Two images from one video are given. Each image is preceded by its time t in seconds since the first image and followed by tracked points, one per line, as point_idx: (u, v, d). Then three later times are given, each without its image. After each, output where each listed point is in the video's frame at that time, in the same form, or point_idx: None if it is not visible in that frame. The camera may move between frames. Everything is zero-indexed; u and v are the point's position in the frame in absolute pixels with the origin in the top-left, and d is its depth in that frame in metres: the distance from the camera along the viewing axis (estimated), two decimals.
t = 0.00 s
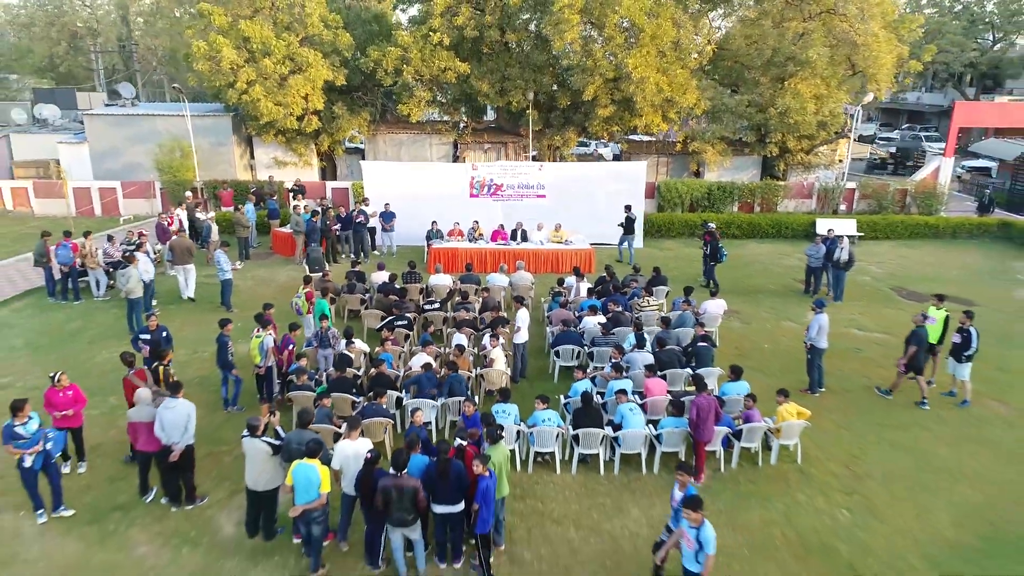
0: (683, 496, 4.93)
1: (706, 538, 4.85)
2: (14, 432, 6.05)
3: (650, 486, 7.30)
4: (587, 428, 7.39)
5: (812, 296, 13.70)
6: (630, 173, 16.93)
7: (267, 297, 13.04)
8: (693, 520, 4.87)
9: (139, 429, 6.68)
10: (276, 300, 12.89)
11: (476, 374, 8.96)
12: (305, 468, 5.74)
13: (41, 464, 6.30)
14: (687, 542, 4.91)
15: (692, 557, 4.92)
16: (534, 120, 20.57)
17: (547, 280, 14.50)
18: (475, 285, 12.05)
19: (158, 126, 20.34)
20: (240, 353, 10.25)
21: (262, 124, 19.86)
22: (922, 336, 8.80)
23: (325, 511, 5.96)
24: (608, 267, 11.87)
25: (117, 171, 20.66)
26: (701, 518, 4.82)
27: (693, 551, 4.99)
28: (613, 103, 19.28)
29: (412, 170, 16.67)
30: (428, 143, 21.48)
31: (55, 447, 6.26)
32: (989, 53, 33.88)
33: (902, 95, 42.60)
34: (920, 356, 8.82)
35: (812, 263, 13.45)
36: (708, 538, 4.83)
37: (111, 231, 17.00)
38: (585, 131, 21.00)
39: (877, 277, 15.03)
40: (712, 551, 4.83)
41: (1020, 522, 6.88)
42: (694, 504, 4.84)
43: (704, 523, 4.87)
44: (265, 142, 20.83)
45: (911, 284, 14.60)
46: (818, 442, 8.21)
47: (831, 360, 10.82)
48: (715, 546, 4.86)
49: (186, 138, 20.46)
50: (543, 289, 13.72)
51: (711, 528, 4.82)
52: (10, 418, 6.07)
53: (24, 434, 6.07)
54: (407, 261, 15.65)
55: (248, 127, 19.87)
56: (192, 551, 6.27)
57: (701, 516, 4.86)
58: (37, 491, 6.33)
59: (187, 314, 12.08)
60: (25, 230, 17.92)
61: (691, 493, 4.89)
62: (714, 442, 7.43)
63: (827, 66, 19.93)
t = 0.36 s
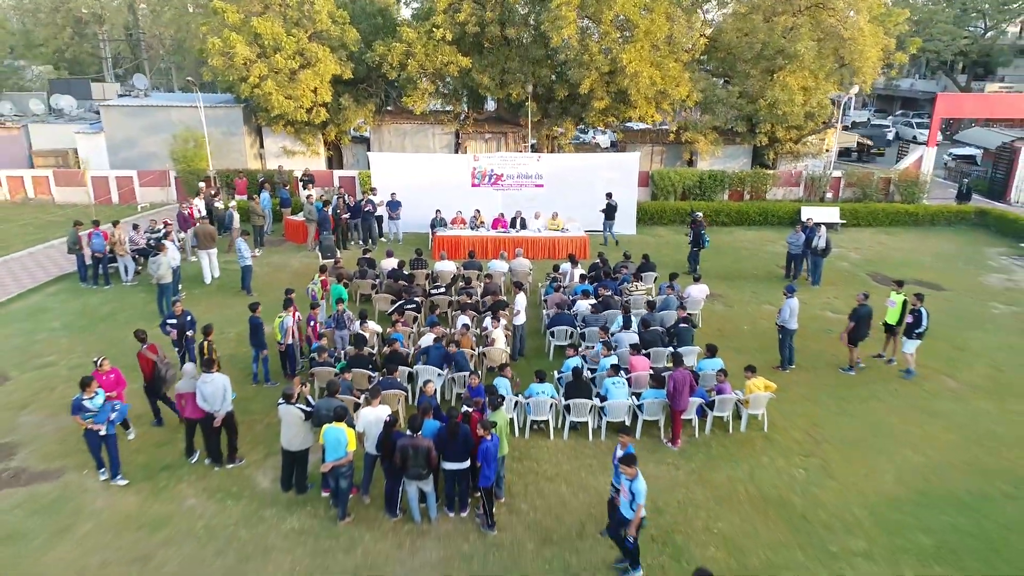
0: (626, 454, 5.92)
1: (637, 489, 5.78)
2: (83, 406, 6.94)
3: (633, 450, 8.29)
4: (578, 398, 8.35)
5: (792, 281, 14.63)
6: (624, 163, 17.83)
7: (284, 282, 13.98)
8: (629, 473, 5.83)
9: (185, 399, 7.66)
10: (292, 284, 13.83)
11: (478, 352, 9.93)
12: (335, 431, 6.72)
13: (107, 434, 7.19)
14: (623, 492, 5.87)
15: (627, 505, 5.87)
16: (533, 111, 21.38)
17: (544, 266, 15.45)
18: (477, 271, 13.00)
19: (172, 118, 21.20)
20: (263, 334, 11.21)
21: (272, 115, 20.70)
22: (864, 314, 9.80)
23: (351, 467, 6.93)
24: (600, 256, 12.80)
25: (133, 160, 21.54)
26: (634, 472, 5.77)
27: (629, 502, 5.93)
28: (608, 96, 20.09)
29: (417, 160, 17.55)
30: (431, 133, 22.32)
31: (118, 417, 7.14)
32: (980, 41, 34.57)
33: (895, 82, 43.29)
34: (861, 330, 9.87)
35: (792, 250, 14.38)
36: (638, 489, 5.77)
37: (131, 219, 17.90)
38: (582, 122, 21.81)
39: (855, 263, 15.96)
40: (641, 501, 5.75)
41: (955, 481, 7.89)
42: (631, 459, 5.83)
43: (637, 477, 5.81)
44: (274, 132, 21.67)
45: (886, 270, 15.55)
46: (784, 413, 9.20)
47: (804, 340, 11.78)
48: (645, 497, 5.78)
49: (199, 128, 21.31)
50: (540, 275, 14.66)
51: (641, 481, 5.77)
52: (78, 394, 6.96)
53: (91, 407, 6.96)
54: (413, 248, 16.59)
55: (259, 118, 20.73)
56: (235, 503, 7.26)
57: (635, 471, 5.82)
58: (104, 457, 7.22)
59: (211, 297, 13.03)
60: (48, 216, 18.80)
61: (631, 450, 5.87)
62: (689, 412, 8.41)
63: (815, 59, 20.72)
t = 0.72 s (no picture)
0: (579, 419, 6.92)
1: (583, 448, 6.79)
2: (142, 382, 7.93)
3: (620, 420, 9.29)
4: (572, 373, 9.34)
5: (776, 266, 15.58)
6: (620, 154, 18.70)
7: (299, 267, 14.93)
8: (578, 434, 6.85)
9: (223, 374, 8.64)
10: (307, 269, 14.78)
11: (482, 333, 10.91)
12: (359, 400, 7.71)
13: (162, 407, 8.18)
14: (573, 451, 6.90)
15: (578, 463, 6.91)
16: (532, 102, 22.19)
17: (543, 252, 16.39)
18: (480, 257, 13.94)
19: (185, 109, 22.04)
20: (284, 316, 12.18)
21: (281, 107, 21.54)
22: (824, 295, 10.92)
23: (373, 432, 7.93)
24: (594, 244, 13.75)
25: (148, 149, 22.42)
26: (580, 433, 6.78)
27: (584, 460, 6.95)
28: (605, 88, 20.92)
29: (422, 151, 18.41)
30: (435, 123, 23.15)
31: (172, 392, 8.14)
32: (972, 30, 35.25)
33: (889, 68, 43.95)
34: (820, 308, 11.01)
35: (776, 237, 15.32)
36: (581, 448, 6.77)
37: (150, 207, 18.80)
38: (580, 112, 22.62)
39: (836, 249, 16.89)
40: (586, 458, 6.77)
41: (906, 447, 8.89)
42: (580, 422, 6.85)
43: (583, 438, 6.81)
44: (283, 122, 22.51)
45: (865, 256, 16.50)
46: (758, 388, 10.20)
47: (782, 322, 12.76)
48: (589, 456, 6.77)
49: (211, 118, 22.15)
50: (538, 261, 15.63)
51: (585, 441, 6.75)
52: (138, 372, 7.95)
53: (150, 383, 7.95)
54: (419, 235, 17.52)
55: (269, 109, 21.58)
56: (270, 464, 8.27)
57: (582, 433, 6.82)
58: (160, 427, 8.19)
59: (232, 282, 13.99)
60: (70, 204, 19.70)
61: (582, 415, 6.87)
62: (670, 385, 9.40)
63: (804, 52, 21.50)
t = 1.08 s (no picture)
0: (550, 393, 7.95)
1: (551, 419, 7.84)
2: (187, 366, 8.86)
3: (610, 396, 10.33)
4: (566, 353, 10.37)
5: (761, 254, 16.55)
6: (615, 147, 19.59)
7: (313, 255, 15.90)
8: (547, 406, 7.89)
9: (253, 354, 9.63)
10: (320, 257, 15.76)
11: (485, 317, 11.92)
12: (379, 376, 8.69)
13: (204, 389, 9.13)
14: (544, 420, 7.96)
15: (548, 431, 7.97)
16: (532, 95, 23.02)
17: (541, 241, 17.35)
18: (483, 247, 14.91)
19: (198, 101, 22.89)
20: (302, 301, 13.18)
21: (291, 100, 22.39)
22: (792, 277, 12.11)
23: (390, 405, 8.95)
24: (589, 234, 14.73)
25: (163, 140, 23.29)
26: (549, 405, 7.83)
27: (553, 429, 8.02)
28: (601, 83, 21.78)
29: (426, 144, 19.31)
30: (438, 115, 23.98)
31: (212, 375, 9.10)
32: (964, 20, 35.94)
33: (884, 57, 44.65)
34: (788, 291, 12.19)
35: (760, 228, 16.29)
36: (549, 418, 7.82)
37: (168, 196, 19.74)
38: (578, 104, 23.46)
39: (819, 238, 17.84)
40: (553, 427, 7.82)
41: (866, 419, 9.91)
42: (549, 396, 7.89)
43: (552, 409, 7.86)
44: (292, 114, 23.37)
45: (846, 245, 17.47)
46: (736, 368, 11.22)
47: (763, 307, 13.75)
48: (556, 424, 7.83)
49: (223, 110, 23.00)
50: (537, 250, 16.60)
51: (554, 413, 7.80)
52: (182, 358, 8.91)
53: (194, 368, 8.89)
54: (424, 224, 18.47)
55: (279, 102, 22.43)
56: (298, 434, 9.31)
57: (551, 405, 7.87)
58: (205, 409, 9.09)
59: (251, 269, 14.97)
60: (91, 194, 20.61)
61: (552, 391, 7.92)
62: (655, 364, 10.42)
63: (794, 47, 22.29)
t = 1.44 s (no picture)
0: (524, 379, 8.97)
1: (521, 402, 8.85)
2: (221, 356, 9.93)
3: (602, 380, 11.40)
4: (563, 340, 11.43)
5: (747, 247, 17.58)
6: (611, 145, 20.56)
7: (326, 248, 16.93)
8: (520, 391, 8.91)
9: (280, 340, 10.72)
10: (332, 250, 16.80)
11: (489, 307, 12.98)
12: (397, 361, 9.75)
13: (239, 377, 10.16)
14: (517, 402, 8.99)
15: (519, 412, 8.99)
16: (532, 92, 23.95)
17: (541, 234, 18.38)
18: (486, 240, 15.93)
19: (211, 99, 23.84)
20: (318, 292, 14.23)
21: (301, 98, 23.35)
22: (763, 268, 13.25)
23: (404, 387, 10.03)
24: (585, 230, 15.77)
25: (177, 136, 24.28)
26: (521, 389, 8.86)
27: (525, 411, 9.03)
28: (598, 83, 22.75)
29: (432, 141, 20.27)
30: (441, 112, 24.90)
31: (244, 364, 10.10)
32: (954, 15, 36.75)
33: (878, 50, 45.46)
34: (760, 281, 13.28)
35: (747, 222, 17.30)
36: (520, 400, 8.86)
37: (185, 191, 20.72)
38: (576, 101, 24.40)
39: (803, 232, 18.86)
40: (523, 409, 8.84)
41: (833, 400, 10.97)
42: (522, 381, 8.91)
43: (524, 393, 8.89)
44: (300, 111, 24.32)
45: (828, 238, 18.50)
46: (718, 354, 12.29)
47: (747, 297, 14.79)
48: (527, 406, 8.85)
49: (235, 108, 23.94)
50: (536, 244, 17.64)
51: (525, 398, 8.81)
52: (217, 349, 9.95)
53: (228, 358, 9.94)
54: (429, 219, 19.49)
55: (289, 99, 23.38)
56: (321, 413, 10.38)
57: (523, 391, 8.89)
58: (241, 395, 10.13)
59: (270, 262, 16.01)
60: (111, 189, 21.60)
61: (526, 377, 8.95)
62: (643, 349, 11.47)
63: (783, 47, 23.20)
